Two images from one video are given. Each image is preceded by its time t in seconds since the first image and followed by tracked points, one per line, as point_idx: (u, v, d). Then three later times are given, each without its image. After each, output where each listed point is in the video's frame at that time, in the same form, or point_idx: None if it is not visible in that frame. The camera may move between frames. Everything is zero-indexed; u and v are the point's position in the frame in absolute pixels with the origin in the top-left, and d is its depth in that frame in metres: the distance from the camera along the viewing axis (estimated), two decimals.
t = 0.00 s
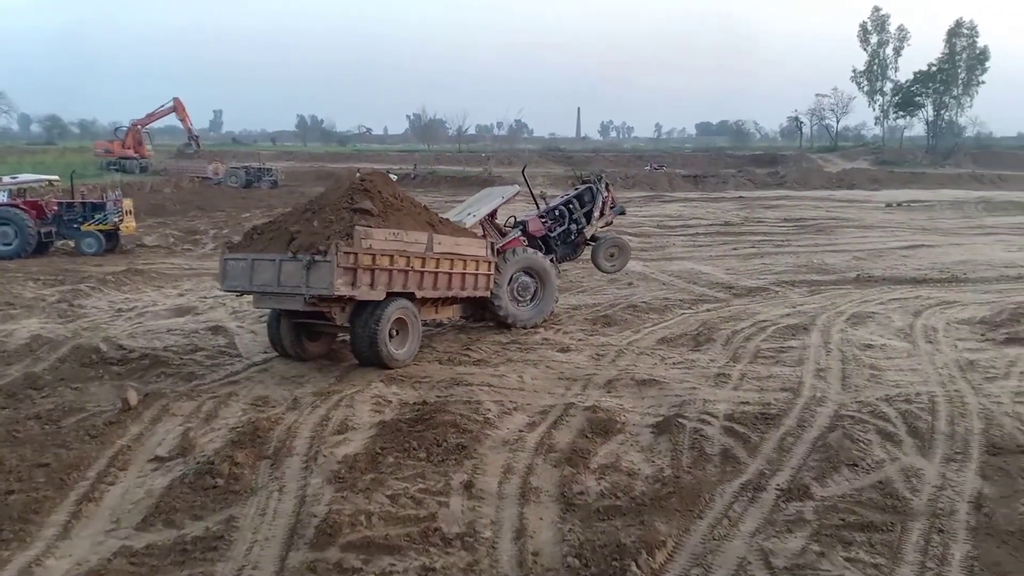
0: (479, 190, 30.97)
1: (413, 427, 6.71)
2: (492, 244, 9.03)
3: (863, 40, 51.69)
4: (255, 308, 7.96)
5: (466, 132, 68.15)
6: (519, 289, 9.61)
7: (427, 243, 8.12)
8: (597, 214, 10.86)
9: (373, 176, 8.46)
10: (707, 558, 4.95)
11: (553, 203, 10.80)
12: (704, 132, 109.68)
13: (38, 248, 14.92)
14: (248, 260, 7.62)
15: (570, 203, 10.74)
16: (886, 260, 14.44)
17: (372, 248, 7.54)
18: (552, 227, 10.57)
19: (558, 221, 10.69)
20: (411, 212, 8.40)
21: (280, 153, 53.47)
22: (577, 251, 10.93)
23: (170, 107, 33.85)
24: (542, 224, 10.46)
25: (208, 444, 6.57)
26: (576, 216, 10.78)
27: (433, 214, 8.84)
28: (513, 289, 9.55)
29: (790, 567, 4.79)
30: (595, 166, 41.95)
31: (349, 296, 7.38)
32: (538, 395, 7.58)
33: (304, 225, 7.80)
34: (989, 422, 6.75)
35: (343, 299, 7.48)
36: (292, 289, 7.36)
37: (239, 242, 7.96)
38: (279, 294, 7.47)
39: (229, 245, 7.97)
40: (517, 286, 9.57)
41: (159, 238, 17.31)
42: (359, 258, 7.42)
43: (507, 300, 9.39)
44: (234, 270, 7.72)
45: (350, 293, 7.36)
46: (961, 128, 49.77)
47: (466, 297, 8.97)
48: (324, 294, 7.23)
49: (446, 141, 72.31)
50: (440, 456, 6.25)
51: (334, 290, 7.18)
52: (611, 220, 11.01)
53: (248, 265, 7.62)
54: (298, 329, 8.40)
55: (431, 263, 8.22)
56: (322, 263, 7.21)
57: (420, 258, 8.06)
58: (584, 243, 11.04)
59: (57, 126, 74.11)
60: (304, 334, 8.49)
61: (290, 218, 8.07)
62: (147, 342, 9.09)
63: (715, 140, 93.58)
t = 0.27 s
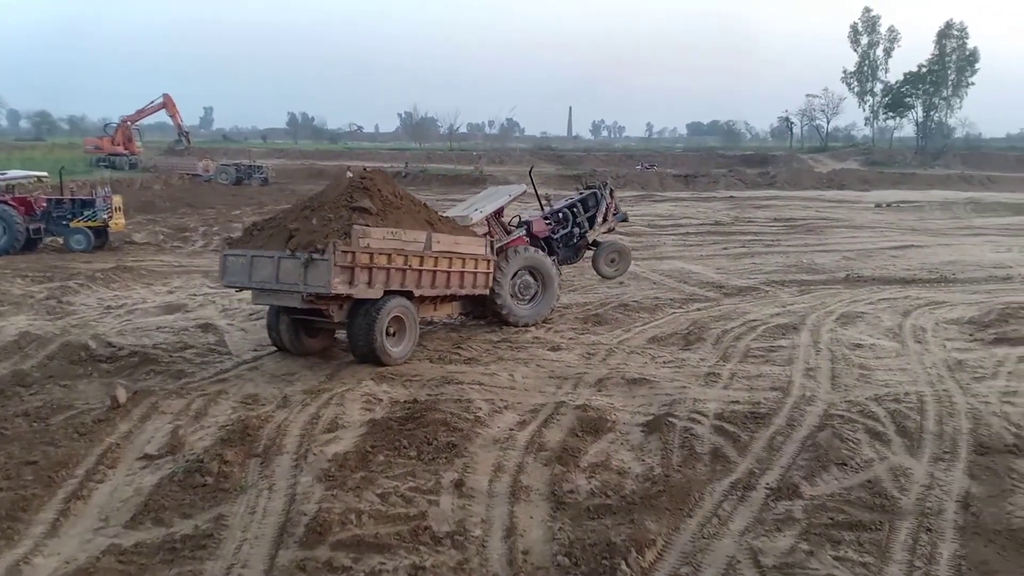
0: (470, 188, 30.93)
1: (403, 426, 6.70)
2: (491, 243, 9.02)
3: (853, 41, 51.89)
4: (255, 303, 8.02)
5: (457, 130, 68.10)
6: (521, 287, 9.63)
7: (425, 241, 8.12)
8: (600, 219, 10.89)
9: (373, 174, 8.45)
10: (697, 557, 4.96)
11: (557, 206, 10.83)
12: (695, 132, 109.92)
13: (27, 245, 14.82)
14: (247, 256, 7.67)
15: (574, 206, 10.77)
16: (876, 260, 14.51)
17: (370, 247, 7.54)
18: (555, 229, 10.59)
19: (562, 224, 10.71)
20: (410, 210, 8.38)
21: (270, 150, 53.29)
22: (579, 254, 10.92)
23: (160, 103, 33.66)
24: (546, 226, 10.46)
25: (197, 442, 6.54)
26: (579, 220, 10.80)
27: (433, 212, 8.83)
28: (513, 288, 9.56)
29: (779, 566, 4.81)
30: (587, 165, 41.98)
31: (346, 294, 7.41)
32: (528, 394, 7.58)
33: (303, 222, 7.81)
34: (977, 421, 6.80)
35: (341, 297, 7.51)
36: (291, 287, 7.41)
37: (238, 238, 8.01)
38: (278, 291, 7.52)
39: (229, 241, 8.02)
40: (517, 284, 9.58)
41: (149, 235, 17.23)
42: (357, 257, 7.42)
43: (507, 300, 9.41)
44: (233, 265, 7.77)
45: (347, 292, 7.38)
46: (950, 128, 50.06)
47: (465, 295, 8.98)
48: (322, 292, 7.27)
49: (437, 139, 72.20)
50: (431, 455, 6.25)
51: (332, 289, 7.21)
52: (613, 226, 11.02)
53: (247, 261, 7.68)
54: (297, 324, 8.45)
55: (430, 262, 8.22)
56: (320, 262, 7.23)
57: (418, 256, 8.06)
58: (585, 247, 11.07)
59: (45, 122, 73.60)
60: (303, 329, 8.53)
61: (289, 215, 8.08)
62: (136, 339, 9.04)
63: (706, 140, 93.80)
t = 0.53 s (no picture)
0: (463, 184, 30.88)
1: (395, 422, 6.70)
2: (494, 238, 9.02)
3: (846, 40, 51.99)
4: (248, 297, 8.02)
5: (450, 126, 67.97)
6: (523, 282, 9.68)
7: (427, 238, 8.15)
8: (607, 226, 11.00)
9: (376, 170, 8.48)
10: (688, 554, 4.97)
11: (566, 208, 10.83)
12: (688, 129, 110.13)
13: (18, 238, 14.73)
14: (250, 252, 7.82)
15: (583, 210, 10.82)
16: (867, 258, 14.57)
17: (371, 245, 7.59)
18: (563, 230, 10.58)
19: (570, 225, 10.70)
20: (413, 206, 8.39)
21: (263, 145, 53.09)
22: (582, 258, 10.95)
23: (152, 97, 33.48)
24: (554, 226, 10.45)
25: (189, 437, 6.52)
26: (586, 224, 10.86)
27: (436, 207, 8.84)
28: (516, 284, 9.61)
29: (769, 563, 4.83)
30: (580, 162, 41.97)
31: (347, 292, 7.49)
32: (520, 390, 7.59)
33: (305, 219, 7.88)
34: (967, 420, 6.85)
35: (342, 294, 7.60)
36: (293, 282, 7.56)
37: (242, 232, 8.14)
38: (280, 286, 7.66)
39: (232, 234, 8.14)
40: (520, 280, 9.62)
41: (140, 229, 17.14)
42: (358, 255, 7.48)
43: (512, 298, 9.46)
44: (237, 259, 7.93)
45: (348, 289, 7.45)
46: (941, 127, 50.23)
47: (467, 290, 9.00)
48: (323, 290, 7.38)
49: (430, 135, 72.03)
50: (423, 451, 6.25)
51: (333, 287, 7.31)
52: (618, 234, 11.18)
53: (251, 255, 7.81)
54: (299, 317, 8.53)
55: (431, 259, 8.25)
56: (321, 260, 7.33)
57: (420, 253, 8.09)
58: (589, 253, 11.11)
59: (35, 116, 73.09)
60: (304, 322, 8.59)
61: (293, 211, 8.16)
62: (127, 334, 9.00)
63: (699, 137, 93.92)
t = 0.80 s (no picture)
0: (456, 180, 30.83)
1: (388, 417, 6.70)
2: (498, 234, 9.01)
3: (839, 38, 52.09)
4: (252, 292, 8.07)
5: (444, 121, 67.88)
6: (530, 276, 9.70)
7: (430, 236, 8.15)
8: (615, 232, 10.97)
9: (381, 165, 8.46)
10: (679, 549, 4.99)
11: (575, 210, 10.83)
12: (682, 126, 110.20)
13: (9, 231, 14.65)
14: (255, 246, 7.84)
15: (592, 213, 10.81)
16: (859, 256, 14.62)
17: (374, 243, 7.59)
18: (570, 231, 10.56)
19: (578, 228, 10.69)
20: (417, 202, 8.39)
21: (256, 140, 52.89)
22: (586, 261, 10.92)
23: (144, 90, 33.32)
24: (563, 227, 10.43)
25: (181, 431, 6.51)
26: (594, 228, 10.85)
27: (441, 202, 8.83)
28: (522, 280, 9.66)
29: (760, 559, 4.86)
30: (574, 158, 41.98)
31: (349, 290, 7.51)
32: (514, 386, 7.60)
33: (309, 215, 7.89)
34: (957, 417, 6.89)
35: (344, 291, 7.62)
36: (296, 279, 7.57)
37: (248, 226, 8.18)
38: (283, 281, 7.69)
39: (238, 228, 8.18)
40: (527, 274, 9.64)
41: (132, 223, 17.07)
42: (361, 254, 7.49)
43: (518, 295, 9.53)
44: (242, 252, 7.97)
45: (350, 288, 7.48)
46: (934, 126, 50.40)
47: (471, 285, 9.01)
48: (325, 287, 7.39)
49: (423, 130, 71.87)
50: (416, 446, 6.25)
51: (335, 285, 7.32)
52: (625, 241, 11.13)
53: (255, 250, 7.85)
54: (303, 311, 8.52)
55: (435, 255, 8.26)
56: (324, 257, 7.34)
57: (423, 250, 8.10)
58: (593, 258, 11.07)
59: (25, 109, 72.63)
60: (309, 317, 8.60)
61: (297, 206, 8.17)
62: (119, 328, 8.97)
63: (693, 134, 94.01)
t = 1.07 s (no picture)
0: (451, 174, 30.78)
1: (382, 411, 6.69)
2: (504, 228, 9.02)
3: (834, 34, 52.13)
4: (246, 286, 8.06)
5: (439, 115, 67.76)
6: (540, 269, 9.79)
7: (436, 232, 8.17)
8: (625, 239, 10.95)
9: (388, 160, 8.48)
10: (672, 544, 5.00)
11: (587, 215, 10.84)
12: (677, 122, 110.23)
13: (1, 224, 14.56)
14: (262, 241, 7.93)
15: (604, 219, 10.82)
16: (853, 252, 14.67)
17: (379, 240, 7.62)
18: (581, 233, 10.56)
19: (588, 231, 10.69)
20: (424, 198, 8.41)
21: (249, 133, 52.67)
22: (594, 265, 10.87)
23: (137, 82, 33.14)
24: (575, 228, 10.44)
25: (174, 425, 6.49)
26: (605, 233, 10.84)
27: (448, 197, 8.84)
28: (531, 274, 9.77)
29: (752, 553, 4.87)
30: (569, 153, 41.96)
31: (353, 286, 7.55)
32: (507, 381, 7.61)
33: (315, 212, 7.94)
34: (950, 413, 6.92)
35: (349, 288, 7.66)
36: (300, 274, 7.63)
37: (256, 221, 8.28)
38: (288, 277, 7.77)
39: (246, 223, 8.28)
40: (537, 266, 9.74)
41: (125, 216, 17.00)
42: (365, 251, 7.52)
43: (529, 290, 9.66)
44: (249, 247, 8.08)
45: (354, 284, 7.52)
46: (928, 123, 50.51)
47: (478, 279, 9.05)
48: (328, 284, 7.45)
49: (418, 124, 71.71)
50: (409, 440, 6.25)
51: (338, 282, 7.36)
52: (634, 250, 11.10)
53: (262, 245, 7.94)
54: (309, 302, 8.74)
55: (440, 251, 8.29)
56: (328, 255, 7.38)
57: (428, 246, 8.13)
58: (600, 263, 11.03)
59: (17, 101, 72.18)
60: (316, 309, 8.79)
61: (304, 202, 8.23)
62: (112, 321, 8.94)
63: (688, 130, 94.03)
